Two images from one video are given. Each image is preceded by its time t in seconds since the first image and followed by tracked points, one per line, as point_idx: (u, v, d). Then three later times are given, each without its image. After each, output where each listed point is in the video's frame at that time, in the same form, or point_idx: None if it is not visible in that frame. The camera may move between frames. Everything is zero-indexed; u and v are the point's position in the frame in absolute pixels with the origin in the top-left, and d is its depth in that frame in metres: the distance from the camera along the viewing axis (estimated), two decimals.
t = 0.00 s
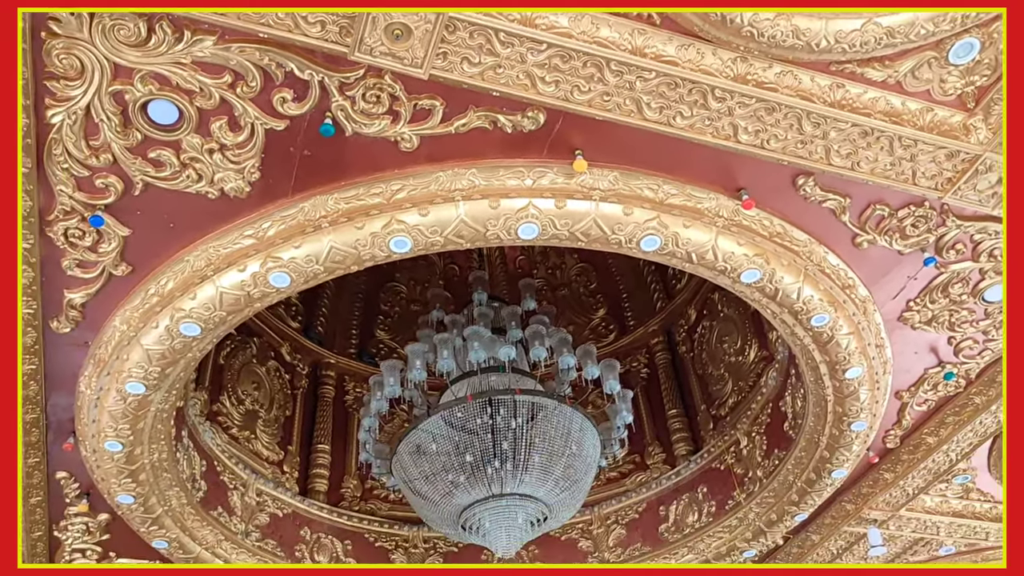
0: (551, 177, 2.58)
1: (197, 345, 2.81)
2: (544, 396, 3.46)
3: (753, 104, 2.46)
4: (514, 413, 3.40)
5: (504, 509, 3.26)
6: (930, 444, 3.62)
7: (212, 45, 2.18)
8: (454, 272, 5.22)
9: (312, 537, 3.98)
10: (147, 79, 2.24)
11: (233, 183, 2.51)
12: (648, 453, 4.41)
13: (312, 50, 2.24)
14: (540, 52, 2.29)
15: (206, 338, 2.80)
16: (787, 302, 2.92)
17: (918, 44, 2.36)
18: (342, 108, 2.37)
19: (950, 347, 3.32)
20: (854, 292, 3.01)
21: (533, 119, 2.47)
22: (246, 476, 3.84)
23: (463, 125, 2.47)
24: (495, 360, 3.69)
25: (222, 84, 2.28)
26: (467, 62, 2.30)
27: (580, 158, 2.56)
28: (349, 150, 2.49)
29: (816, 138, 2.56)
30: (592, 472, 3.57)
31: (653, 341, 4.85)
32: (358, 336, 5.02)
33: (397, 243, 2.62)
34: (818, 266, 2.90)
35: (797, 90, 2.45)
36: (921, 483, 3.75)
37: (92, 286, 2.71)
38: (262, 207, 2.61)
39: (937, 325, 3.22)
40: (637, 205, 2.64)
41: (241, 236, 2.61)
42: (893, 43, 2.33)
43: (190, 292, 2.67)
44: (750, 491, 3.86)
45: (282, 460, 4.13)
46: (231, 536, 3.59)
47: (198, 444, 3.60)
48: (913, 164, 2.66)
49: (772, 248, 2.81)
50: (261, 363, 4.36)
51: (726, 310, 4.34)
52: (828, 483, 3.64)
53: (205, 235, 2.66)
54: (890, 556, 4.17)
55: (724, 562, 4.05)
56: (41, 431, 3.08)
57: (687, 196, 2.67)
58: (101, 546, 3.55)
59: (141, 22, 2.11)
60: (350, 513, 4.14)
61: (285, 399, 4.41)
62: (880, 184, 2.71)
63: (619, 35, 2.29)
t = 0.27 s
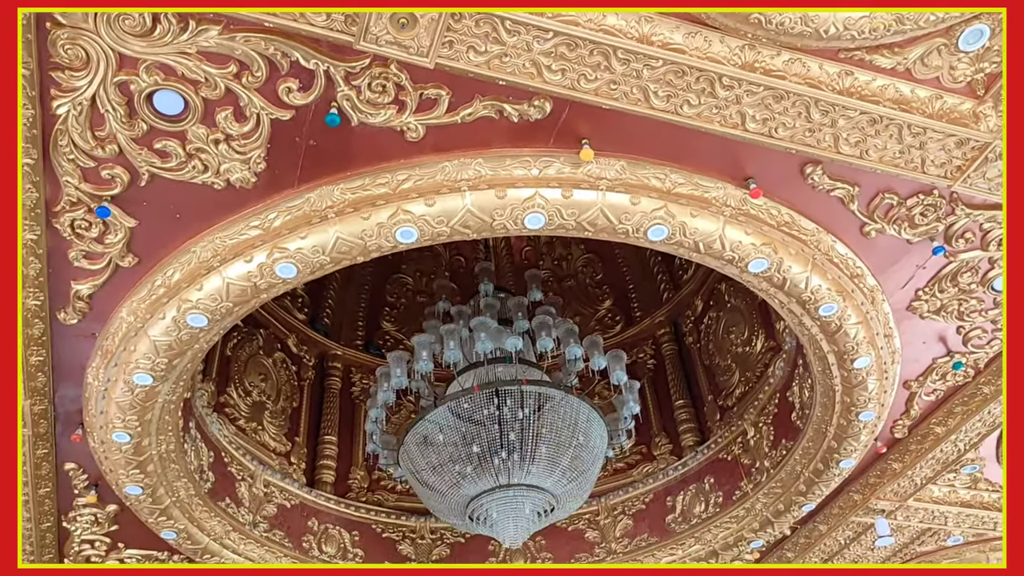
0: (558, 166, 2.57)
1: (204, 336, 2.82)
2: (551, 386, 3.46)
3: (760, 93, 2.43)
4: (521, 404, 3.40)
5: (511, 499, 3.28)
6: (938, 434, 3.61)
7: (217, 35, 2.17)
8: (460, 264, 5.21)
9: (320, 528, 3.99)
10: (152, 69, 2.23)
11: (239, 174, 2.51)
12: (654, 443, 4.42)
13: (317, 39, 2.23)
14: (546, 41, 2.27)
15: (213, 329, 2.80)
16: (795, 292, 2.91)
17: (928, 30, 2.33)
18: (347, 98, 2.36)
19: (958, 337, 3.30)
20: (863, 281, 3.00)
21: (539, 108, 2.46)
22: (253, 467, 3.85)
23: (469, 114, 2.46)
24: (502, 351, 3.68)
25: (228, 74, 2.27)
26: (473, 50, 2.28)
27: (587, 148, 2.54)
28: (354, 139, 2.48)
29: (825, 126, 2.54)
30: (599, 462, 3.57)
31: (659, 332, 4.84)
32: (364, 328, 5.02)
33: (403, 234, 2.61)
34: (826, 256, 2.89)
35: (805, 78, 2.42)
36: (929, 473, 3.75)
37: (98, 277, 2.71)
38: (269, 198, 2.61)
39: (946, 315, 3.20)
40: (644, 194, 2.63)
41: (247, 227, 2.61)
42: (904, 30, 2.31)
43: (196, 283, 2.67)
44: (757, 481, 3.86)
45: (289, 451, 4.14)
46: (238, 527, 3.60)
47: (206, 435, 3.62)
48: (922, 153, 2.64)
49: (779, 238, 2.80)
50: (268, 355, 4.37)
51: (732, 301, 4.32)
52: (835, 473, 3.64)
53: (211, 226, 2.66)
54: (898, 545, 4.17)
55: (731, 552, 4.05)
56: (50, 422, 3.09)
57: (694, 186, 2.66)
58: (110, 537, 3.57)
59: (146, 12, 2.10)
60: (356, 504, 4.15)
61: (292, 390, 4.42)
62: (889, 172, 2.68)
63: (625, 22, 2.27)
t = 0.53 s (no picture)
0: (565, 158, 2.55)
1: (210, 330, 2.81)
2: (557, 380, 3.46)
3: (769, 83, 2.42)
4: (527, 397, 3.40)
5: (517, 493, 3.27)
6: (945, 427, 3.59)
7: (223, 26, 2.16)
8: (464, 258, 5.20)
9: (326, 522, 3.99)
10: (158, 61, 2.22)
11: (245, 166, 2.50)
12: (659, 437, 4.42)
13: (324, 30, 2.22)
14: (553, 31, 2.26)
15: (219, 323, 2.80)
16: (802, 284, 2.90)
17: (938, 20, 2.31)
18: (353, 89, 2.35)
19: (966, 330, 3.29)
20: (871, 274, 2.98)
21: (546, 100, 2.44)
22: (259, 461, 3.86)
23: (476, 106, 2.45)
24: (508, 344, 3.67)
25: (234, 66, 2.26)
26: (480, 41, 2.27)
27: (594, 139, 2.53)
28: (361, 132, 2.47)
29: (834, 117, 2.52)
30: (606, 456, 3.56)
31: (664, 326, 4.83)
32: (369, 322, 5.01)
33: (410, 226, 2.60)
34: (834, 248, 2.87)
35: (814, 68, 2.40)
36: (936, 467, 3.74)
37: (105, 270, 2.70)
38: (275, 190, 2.60)
39: (954, 307, 3.19)
40: (651, 186, 2.62)
41: (253, 219, 2.60)
42: (914, 20, 2.30)
43: (202, 277, 2.66)
44: (763, 475, 3.85)
45: (294, 445, 4.14)
46: (245, 521, 3.61)
47: (212, 429, 3.62)
48: (931, 144, 2.62)
49: (787, 230, 2.78)
50: (273, 349, 4.37)
51: (738, 295, 4.31)
52: (842, 466, 3.63)
53: (217, 218, 2.65)
54: (904, 539, 4.16)
55: (737, 546, 4.03)
56: (56, 416, 3.09)
57: (701, 177, 2.64)
58: (116, 530, 3.58)
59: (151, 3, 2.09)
60: (362, 498, 4.16)
61: (297, 384, 4.42)
62: (898, 164, 2.67)
63: (633, 12, 2.26)
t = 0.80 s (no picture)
0: (573, 149, 2.53)
1: (215, 323, 2.80)
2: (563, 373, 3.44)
3: (779, 73, 2.40)
4: (533, 391, 3.38)
5: (524, 487, 3.26)
6: (953, 421, 3.58)
7: (229, 15, 2.14)
8: (468, 253, 5.19)
9: (330, 517, 3.98)
10: (163, 51, 2.20)
11: (250, 158, 2.49)
12: (665, 432, 4.40)
13: (331, 19, 2.20)
14: (562, 20, 2.24)
15: (225, 316, 2.79)
16: (811, 276, 2.88)
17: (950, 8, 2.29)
18: (360, 79, 2.33)
19: (975, 323, 3.27)
20: (880, 266, 2.96)
21: (554, 90, 2.42)
22: (264, 456, 3.84)
23: (483, 96, 2.43)
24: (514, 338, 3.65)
25: (240, 56, 2.24)
26: (488, 30, 2.25)
27: (602, 130, 2.51)
28: (367, 122, 2.45)
29: (844, 107, 2.50)
30: (612, 450, 3.55)
31: (669, 321, 4.82)
32: (373, 317, 5.00)
33: (417, 218, 2.58)
34: (844, 240, 2.85)
35: (824, 57, 2.38)
36: (944, 461, 3.72)
37: (110, 262, 2.69)
38: (280, 182, 2.58)
39: (963, 300, 3.17)
40: (660, 177, 2.59)
41: (259, 211, 2.58)
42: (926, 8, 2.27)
43: (208, 269, 2.65)
44: (770, 470, 3.84)
45: (299, 441, 4.13)
46: (249, 516, 3.60)
47: (216, 423, 3.60)
48: (942, 134, 2.60)
49: (796, 221, 2.77)
50: (277, 344, 4.35)
51: (744, 289, 4.29)
52: (849, 461, 3.62)
53: (222, 210, 2.63)
54: (910, 534, 4.14)
55: (743, 541, 4.04)
56: (60, 410, 3.08)
57: (710, 168, 2.62)
58: (121, 526, 3.57)
59: None
60: (367, 493, 4.14)
61: (301, 380, 4.40)
62: (908, 154, 2.65)
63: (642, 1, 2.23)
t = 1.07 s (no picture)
0: (585, 131, 2.50)
1: (224, 308, 2.78)
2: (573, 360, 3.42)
3: (795, 52, 2.36)
4: (542, 377, 3.36)
5: (534, 474, 3.24)
6: (966, 407, 3.55)
7: None
8: (475, 241, 5.16)
9: (338, 505, 3.97)
10: (171, 31, 2.17)
11: (259, 140, 2.46)
12: (673, 420, 4.38)
13: None
14: None
15: (233, 301, 2.76)
16: (825, 260, 2.86)
17: None
18: (370, 60, 2.30)
19: (990, 308, 3.24)
20: (895, 250, 2.93)
21: (567, 70, 2.39)
22: (271, 444, 3.83)
23: (495, 77, 2.40)
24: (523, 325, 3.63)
25: (249, 36, 2.21)
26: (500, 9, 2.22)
27: (615, 111, 2.47)
28: (377, 104, 2.42)
29: (861, 87, 2.47)
30: (622, 437, 3.53)
31: (677, 309, 4.79)
32: (379, 305, 4.97)
33: (427, 200, 2.56)
34: (858, 223, 2.82)
35: (842, 36, 2.34)
36: (956, 448, 3.69)
37: (118, 247, 2.66)
38: (290, 164, 2.55)
39: (978, 285, 3.13)
40: (673, 159, 2.56)
41: (268, 195, 2.56)
42: None
43: (216, 254, 2.62)
44: (780, 457, 3.81)
45: (306, 429, 4.12)
46: (257, 504, 3.59)
47: (224, 410, 3.59)
48: (960, 115, 2.56)
49: (811, 204, 2.73)
50: (283, 332, 4.33)
51: (753, 276, 4.26)
52: (860, 448, 3.59)
53: (231, 194, 2.60)
54: (921, 522, 4.12)
55: (753, 529, 4.00)
56: (68, 397, 3.06)
57: (724, 150, 2.59)
58: (129, 513, 3.56)
59: None
60: (375, 481, 4.14)
61: (308, 368, 4.39)
62: (924, 135, 2.61)
63: None
